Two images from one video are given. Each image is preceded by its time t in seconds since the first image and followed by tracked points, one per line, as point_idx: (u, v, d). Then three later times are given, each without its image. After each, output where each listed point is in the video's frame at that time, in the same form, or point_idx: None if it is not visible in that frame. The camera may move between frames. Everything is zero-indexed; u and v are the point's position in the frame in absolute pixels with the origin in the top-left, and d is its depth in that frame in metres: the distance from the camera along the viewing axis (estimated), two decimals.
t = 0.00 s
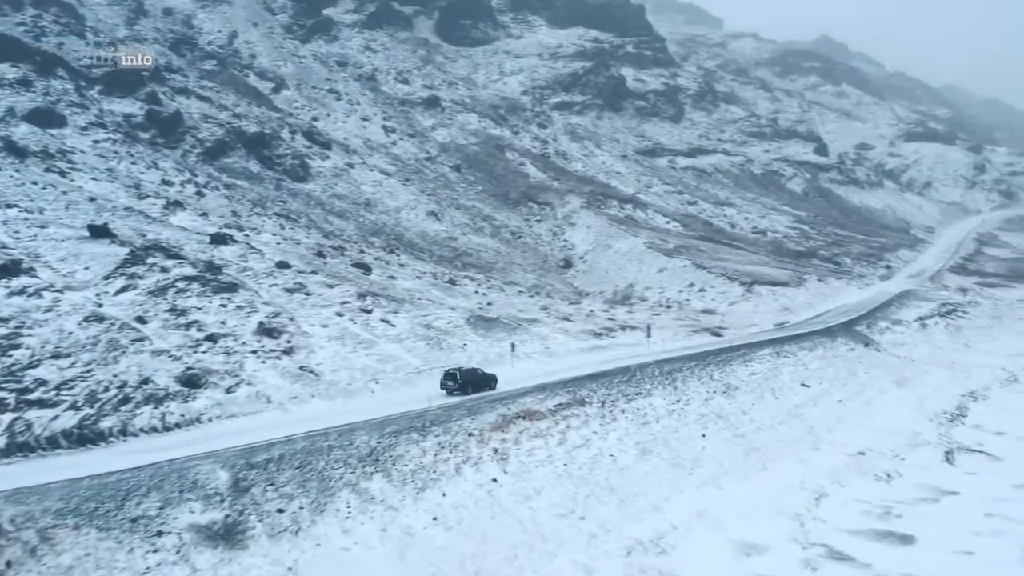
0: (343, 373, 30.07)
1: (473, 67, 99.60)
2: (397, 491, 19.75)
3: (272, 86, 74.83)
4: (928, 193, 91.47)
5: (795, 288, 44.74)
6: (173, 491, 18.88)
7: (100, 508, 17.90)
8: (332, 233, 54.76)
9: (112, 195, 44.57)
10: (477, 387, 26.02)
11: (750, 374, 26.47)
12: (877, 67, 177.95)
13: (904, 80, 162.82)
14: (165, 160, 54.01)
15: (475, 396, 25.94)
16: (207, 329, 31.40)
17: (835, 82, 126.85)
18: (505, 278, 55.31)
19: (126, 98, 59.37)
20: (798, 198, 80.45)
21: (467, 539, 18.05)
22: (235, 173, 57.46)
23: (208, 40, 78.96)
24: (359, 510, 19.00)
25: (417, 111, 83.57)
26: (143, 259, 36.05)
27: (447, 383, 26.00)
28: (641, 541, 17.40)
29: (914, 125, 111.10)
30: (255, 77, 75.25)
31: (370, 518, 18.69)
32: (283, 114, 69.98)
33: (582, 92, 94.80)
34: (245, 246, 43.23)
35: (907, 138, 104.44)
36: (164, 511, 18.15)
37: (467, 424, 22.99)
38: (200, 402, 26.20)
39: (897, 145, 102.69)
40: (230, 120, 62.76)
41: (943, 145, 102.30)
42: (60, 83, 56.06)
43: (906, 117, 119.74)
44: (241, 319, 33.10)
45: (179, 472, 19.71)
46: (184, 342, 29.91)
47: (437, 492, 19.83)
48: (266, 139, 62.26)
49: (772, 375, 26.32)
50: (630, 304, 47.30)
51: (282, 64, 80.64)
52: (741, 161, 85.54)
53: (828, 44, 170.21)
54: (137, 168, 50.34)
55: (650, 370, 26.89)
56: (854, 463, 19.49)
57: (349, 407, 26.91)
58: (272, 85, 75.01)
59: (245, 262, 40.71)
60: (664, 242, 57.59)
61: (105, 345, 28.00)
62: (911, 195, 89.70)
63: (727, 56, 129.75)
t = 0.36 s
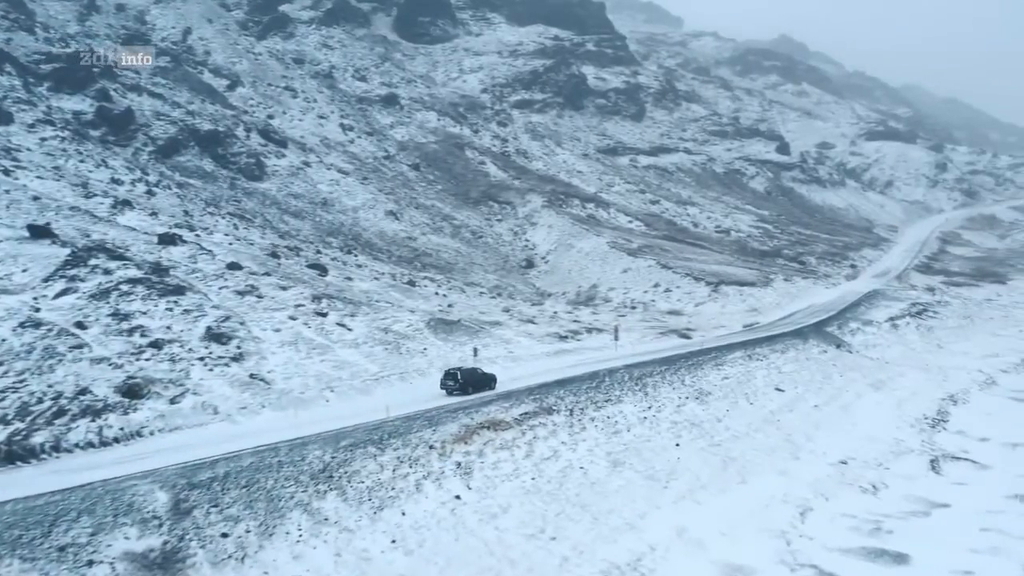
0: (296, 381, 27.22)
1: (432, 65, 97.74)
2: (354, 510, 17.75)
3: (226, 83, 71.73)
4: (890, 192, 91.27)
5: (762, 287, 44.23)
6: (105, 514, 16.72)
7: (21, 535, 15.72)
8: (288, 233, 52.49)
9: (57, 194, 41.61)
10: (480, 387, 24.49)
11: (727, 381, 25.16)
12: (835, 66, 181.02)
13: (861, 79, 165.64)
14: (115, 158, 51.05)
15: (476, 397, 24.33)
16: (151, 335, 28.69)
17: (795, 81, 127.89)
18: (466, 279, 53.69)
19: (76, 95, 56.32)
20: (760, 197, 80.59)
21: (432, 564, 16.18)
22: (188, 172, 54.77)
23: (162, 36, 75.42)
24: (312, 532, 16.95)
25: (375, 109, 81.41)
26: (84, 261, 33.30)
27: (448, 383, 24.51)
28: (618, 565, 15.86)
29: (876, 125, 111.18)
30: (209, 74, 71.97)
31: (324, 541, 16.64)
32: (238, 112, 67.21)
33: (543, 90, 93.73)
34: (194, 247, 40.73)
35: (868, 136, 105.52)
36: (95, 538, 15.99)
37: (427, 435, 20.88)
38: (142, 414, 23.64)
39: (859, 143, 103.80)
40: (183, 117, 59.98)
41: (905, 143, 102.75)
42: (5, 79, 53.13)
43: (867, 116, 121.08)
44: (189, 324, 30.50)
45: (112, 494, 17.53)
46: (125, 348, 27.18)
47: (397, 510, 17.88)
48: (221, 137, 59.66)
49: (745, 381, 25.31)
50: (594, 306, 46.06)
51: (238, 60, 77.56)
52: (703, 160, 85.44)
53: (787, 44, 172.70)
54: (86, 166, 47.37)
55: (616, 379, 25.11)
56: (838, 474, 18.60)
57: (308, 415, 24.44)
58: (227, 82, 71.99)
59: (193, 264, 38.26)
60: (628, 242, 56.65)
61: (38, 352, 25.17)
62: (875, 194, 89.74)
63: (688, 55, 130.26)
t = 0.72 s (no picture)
0: (259, 390, 25.15)
1: (404, 62, 96.00)
2: (318, 533, 16.12)
3: (193, 80, 69.21)
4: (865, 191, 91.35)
5: (741, 288, 43.49)
6: (42, 542, 14.80)
7: None
8: (255, 234, 50.56)
9: (13, 194, 39.24)
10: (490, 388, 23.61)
11: (714, 391, 23.90)
12: (806, 64, 182.50)
13: (832, 78, 167.08)
14: (76, 157, 48.60)
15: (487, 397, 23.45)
16: (104, 342, 26.51)
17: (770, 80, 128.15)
18: (439, 281, 52.21)
19: (38, 92, 53.51)
20: (736, 195, 80.28)
21: None
22: (154, 172, 52.45)
23: (127, 33, 72.73)
24: (272, 559, 15.26)
25: (346, 107, 79.45)
26: (35, 262, 31.19)
27: (458, 383, 23.60)
28: None
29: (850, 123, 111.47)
30: (175, 71, 69.44)
31: (285, 568, 14.96)
32: (205, 109, 64.88)
33: (516, 88, 92.50)
34: (154, 248, 38.66)
35: (843, 134, 105.83)
36: (29, 570, 14.10)
37: (398, 448, 19.42)
38: (91, 427, 21.16)
39: (833, 142, 104.19)
40: (149, 115, 57.70)
41: (880, 142, 103.11)
42: None
43: (840, 115, 121.73)
44: (145, 330, 28.34)
45: (50, 520, 15.52)
46: (74, 356, 24.95)
47: (365, 532, 16.27)
48: (187, 135, 57.49)
49: (730, 387, 24.25)
50: (570, 307, 44.94)
51: (205, 57, 75.07)
52: (678, 159, 84.96)
53: (759, 43, 173.77)
54: (45, 165, 44.92)
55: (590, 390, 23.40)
56: (834, 488, 17.66)
57: (275, 428, 22.40)
58: (194, 79, 69.57)
59: (153, 265, 36.22)
60: (604, 241, 55.66)
61: None
62: (851, 193, 89.69)
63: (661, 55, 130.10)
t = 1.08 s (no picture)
0: (228, 402, 23.71)
1: (389, 60, 94.45)
2: (285, 562, 14.75)
3: (173, 79, 67.39)
4: (854, 190, 90.89)
5: (733, 289, 42.50)
6: None
7: None
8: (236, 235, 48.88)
9: None
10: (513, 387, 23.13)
11: (712, 400, 22.70)
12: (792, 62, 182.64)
13: (818, 77, 167.31)
14: (49, 155, 46.60)
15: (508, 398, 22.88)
16: (64, 349, 24.86)
17: (757, 79, 127.69)
18: (423, 282, 50.83)
19: (12, 90, 51.20)
20: (724, 195, 79.53)
21: None
22: (132, 171, 50.60)
23: (106, 30, 70.62)
24: None
25: (329, 105, 77.81)
26: None
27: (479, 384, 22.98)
28: None
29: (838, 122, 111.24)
30: (155, 69, 67.44)
31: None
32: (185, 108, 63.12)
33: (501, 87, 91.21)
34: (126, 249, 36.98)
35: (831, 134, 105.55)
36: None
37: (375, 464, 18.08)
38: (43, 443, 19.58)
39: (822, 141, 103.91)
40: (126, 113, 55.89)
41: (868, 141, 102.76)
42: None
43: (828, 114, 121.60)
44: (108, 336, 26.75)
45: None
46: (30, 365, 23.28)
47: (337, 560, 14.91)
48: (166, 134, 55.69)
49: (726, 395, 23.10)
50: (557, 309, 43.79)
51: (185, 55, 73.10)
52: (665, 158, 84.13)
53: (746, 42, 173.70)
54: (16, 164, 42.95)
55: (580, 398, 22.15)
56: (842, 504, 16.54)
57: (245, 442, 21.13)
58: (174, 78, 67.65)
59: (122, 268, 34.54)
60: (591, 241, 54.60)
61: None
62: (840, 192, 89.17)
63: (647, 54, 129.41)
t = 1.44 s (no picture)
0: (184, 415, 22.18)
1: (366, 58, 92.70)
2: None
3: (146, 76, 65.20)
4: (836, 190, 90.71)
5: (717, 291, 41.52)
6: None
7: None
8: (208, 236, 47.08)
9: None
10: (525, 389, 22.33)
11: (699, 411, 21.50)
12: (771, 61, 183.22)
13: (798, 76, 167.90)
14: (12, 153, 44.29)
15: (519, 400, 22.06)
16: (8, 359, 23.03)
17: (738, 78, 127.47)
18: (399, 284, 49.37)
19: None
20: (706, 195, 78.89)
21: None
22: (102, 170, 48.54)
23: (76, 28, 68.03)
24: None
25: (305, 104, 76.01)
26: None
27: (488, 386, 22.09)
28: None
29: (820, 122, 111.29)
30: (129, 67, 65.16)
31: None
32: (158, 106, 60.97)
33: (481, 86, 89.86)
34: (86, 250, 35.09)
35: (813, 133, 105.55)
36: None
37: (338, 486, 16.68)
38: None
39: (803, 141, 103.94)
40: (97, 111, 53.77)
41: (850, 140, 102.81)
42: None
43: (809, 113, 121.71)
44: (58, 345, 24.95)
45: None
46: None
47: None
48: (137, 133, 53.58)
49: (714, 404, 22.00)
50: (537, 312, 42.61)
51: (159, 53, 70.84)
52: (647, 158, 83.38)
53: (726, 41, 173.97)
54: None
55: (558, 411, 20.69)
56: (843, 524, 15.44)
57: (201, 464, 19.47)
58: (147, 76, 65.40)
59: (80, 270, 32.68)
60: (572, 242, 53.55)
61: None
62: (822, 192, 88.95)
63: (627, 54, 128.85)
